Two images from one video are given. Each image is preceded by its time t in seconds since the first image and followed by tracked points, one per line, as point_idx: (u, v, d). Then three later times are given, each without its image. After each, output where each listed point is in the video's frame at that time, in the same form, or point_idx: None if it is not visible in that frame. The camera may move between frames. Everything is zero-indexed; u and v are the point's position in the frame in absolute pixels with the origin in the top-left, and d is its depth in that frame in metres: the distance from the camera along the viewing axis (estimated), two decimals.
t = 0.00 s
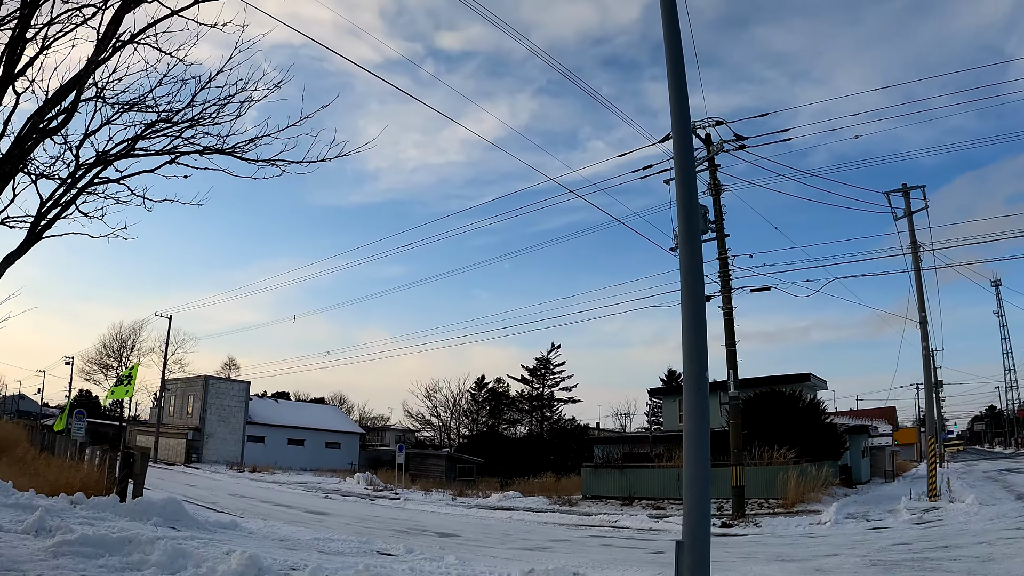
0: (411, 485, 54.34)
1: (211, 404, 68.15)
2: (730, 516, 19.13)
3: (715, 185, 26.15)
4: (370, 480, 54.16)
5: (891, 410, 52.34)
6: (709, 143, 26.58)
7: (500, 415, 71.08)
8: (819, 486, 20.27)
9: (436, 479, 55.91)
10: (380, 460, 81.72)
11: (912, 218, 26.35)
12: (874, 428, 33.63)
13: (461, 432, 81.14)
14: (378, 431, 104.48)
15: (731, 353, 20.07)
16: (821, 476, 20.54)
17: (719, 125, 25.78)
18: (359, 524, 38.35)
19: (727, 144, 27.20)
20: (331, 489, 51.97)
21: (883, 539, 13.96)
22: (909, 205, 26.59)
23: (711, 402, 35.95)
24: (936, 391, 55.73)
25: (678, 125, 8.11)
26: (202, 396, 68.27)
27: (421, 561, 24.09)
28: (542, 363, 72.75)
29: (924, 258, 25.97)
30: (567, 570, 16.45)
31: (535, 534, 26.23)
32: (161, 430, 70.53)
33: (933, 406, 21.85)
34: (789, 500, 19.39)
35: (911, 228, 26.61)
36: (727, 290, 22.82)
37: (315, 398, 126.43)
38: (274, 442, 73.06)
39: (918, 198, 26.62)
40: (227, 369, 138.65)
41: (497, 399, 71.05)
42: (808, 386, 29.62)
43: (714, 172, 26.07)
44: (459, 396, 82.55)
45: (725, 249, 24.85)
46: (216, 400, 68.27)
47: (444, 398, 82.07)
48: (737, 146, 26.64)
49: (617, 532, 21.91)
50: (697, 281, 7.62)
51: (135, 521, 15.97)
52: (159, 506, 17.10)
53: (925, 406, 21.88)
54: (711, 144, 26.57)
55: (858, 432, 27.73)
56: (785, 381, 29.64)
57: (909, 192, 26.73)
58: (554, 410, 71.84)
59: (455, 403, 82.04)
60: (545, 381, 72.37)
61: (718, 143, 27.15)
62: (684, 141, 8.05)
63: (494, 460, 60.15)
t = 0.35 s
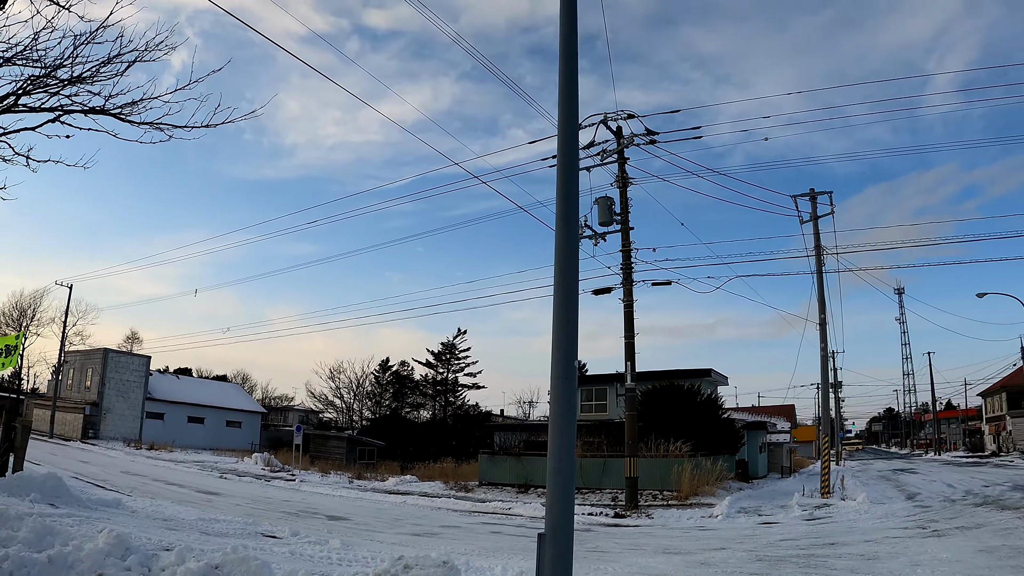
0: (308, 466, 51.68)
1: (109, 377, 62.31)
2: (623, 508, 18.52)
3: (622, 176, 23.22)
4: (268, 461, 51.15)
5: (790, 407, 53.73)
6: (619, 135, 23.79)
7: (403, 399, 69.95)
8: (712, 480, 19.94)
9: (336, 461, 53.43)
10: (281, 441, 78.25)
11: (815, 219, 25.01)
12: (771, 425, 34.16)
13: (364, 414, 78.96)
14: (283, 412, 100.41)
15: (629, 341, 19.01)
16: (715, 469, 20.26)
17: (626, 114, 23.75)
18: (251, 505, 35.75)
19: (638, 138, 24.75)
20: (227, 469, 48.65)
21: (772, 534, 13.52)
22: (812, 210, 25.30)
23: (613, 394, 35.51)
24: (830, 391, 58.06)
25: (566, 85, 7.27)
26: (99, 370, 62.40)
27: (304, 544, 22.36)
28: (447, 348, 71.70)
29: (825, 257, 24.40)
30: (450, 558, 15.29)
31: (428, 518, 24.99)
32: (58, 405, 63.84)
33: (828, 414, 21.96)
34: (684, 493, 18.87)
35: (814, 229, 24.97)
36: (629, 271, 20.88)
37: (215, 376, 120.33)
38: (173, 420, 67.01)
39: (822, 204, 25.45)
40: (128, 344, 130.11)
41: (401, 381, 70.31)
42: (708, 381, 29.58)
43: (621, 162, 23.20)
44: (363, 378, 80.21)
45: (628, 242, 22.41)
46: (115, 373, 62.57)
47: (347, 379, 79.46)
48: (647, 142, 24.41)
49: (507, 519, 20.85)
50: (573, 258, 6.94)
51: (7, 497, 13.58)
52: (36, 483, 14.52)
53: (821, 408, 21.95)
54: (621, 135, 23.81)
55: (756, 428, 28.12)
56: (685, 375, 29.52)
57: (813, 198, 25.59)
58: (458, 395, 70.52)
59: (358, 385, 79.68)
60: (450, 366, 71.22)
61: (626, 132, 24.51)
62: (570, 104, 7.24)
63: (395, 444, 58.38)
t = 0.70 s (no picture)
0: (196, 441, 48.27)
1: None
2: (508, 493, 17.79)
3: (524, 159, 21.82)
4: (155, 435, 47.36)
5: (688, 402, 54.84)
6: (524, 117, 22.19)
7: (299, 375, 68.15)
8: (601, 468, 19.47)
9: (228, 437, 50.30)
10: (174, 415, 73.49)
11: (716, 215, 24.52)
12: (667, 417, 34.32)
13: (260, 391, 75.74)
14: (178, 385, 94.67)
15: (520, 325, 18.17)
16: (603, 458, 19.85)
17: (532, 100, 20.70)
18: (130, 478, 32.37)
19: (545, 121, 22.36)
20: (113, 441, 44.72)
21: (656, 525, 12.97)
22: (715, 207, 24.69)
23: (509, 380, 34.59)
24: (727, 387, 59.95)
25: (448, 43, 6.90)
26: None
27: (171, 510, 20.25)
28: (346, 327, 70.08)
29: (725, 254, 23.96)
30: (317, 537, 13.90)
31: (309, 496, 23.36)
32: None
33: (719, 413, 21.89)
34: (571, 480, 18.26)
35: (714, 226, 24.43)
36: (525, 254, 20.01)
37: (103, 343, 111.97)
38: (62, 390, 60.81)
39: (727, 202, 24.77)
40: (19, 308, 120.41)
41: (298, 357, 68.24)
42: (604, 371, 29.51)
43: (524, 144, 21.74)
44: (260, 352, 76.71)
45: (527, 226, 21.33)
46: (6, 339, 55.48)
47: (244, 352, 75.42)
48: (556, 129, 22.11)
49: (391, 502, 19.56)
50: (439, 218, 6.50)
51: None
52: None
53: (713, 404, 21.87)
54: (527, 118, 22.12)
55: (648, 418, 28.37)
56: (580, 364, 29.34)
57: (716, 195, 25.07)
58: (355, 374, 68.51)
59: (255, 360, 76.02)
60: (348, 344, 69.78)
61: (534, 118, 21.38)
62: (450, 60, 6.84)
63: (289, 422, 55.83)
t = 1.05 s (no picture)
0: (129, 422, 45.91)
1: None
2: (441, 483, 17.18)
3: (467, 142, 21.03)
4: (89, 416, 44.76)
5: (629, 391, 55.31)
6: (469, 100, 21.33)
7: (238, 357, 66.21)
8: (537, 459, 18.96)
9: (163, 419, 48.10)
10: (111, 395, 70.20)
11: (661, 206, 24.22)
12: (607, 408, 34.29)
13: (199, 373, 73.11)
14: (115, 364, 90.71)
15: (456, 311, 17.48)
16: (540, 448, 19.34)
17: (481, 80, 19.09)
18: (53, 461, 30.18)
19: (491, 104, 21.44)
20: (44, 421, 42.14)
21: (589, 518, 12.52)
22: (659, 198, 24.34)
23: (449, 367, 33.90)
24: (668, 379, 60.69)
25: None
26: None
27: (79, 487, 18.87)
28: (288, 309, 68.35)
29: (668, 247, 23.68)
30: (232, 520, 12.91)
31: (233, 476, 22.12)
32: None
33: (657, 405, 21.67)
34: (505, 470, 17.78)
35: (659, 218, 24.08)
36: (464, 238, 19.30)
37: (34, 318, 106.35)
38: None
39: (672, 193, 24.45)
40: None
41: (238, 339, 66.00)
42: (544, 360, 29.09)
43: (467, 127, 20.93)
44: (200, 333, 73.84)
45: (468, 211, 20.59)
46: None
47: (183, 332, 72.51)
48: (502, 113, 21.10)
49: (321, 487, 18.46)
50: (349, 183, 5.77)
51: None
52: None
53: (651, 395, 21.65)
54: (473, 101, 21.27)
55: (588, 409, 28.27)
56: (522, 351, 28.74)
57: (661, 185, 24.72)
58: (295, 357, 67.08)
59: (195, 341, 73.20)
60: (289, 327, 68.06)
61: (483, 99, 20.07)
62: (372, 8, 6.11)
63: (227, 405, 53.89)
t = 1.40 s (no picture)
0: (101, 413, 44.67)
1: None
2: (410, 476, 16.68)
3: (441, 131, 20.48)
4: (58, 406, 43.46)
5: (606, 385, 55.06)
6: (445, 89, 20.77)
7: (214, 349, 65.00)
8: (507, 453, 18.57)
9: (135, 411, 46.80)
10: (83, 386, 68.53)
11: (638, 199, 23.83)
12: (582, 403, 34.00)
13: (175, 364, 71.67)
14: (91, 355, 88.84)
15: (426, 302, 16.96)
16: (512, 442, 18.92)
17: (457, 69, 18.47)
18: (13, 451, 29.08)
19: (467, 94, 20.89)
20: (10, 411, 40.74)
21: (558, 514, 12.06)
22: (637, 191, 23.96)
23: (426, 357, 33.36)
24: (646, 375, 60.61)
25: None
26: None
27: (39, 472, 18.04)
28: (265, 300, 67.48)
29: (645, 240, 23.29)
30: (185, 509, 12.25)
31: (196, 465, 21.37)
32: None
33: (632, 399, 21.31)
34: (476, 464, 17.32)
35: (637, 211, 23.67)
36: (437, 228, 18.78)
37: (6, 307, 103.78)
38: None
39: (650, 186, 24.07)
40: None
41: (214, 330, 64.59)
42: (521, 355, 28.72)
43: (441, 116, 20.36)
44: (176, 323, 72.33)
45: (442, 201, 20.06)
46: None
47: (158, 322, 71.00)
48: (478, 103, 20.56)
49: (287, 479, 17.61)
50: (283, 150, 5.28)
51: None
52: None
53: (626, 390, 21.30)
54: (448, 90, 20.70)
55: (563, 404, 27.97)
56: (498, 345, 28.38)
57: (639, 178, 24.33)
58: (272, 348, 66.16)
59: (170, 332, 71.74)
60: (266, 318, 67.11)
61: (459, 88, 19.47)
62: None
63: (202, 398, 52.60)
